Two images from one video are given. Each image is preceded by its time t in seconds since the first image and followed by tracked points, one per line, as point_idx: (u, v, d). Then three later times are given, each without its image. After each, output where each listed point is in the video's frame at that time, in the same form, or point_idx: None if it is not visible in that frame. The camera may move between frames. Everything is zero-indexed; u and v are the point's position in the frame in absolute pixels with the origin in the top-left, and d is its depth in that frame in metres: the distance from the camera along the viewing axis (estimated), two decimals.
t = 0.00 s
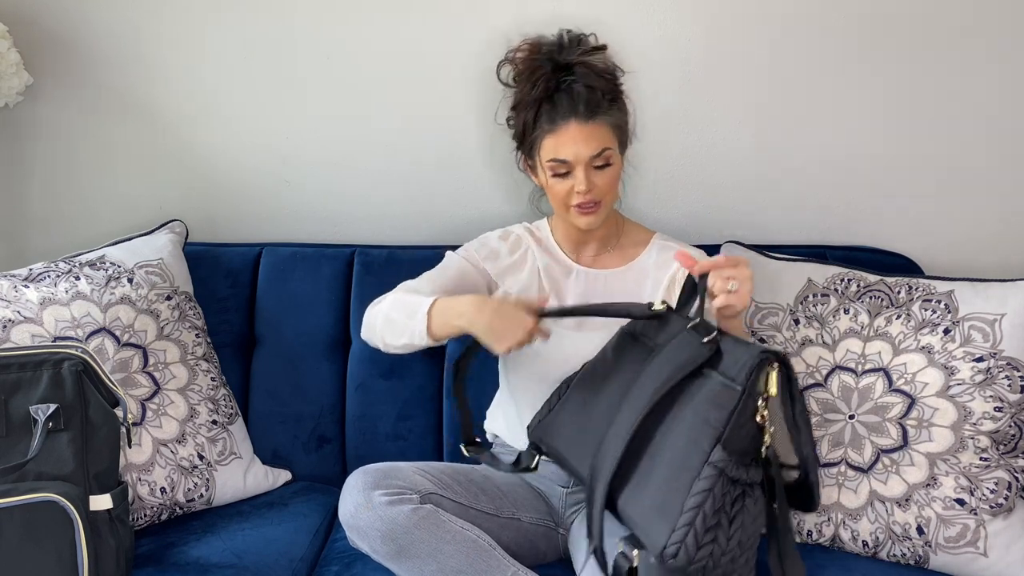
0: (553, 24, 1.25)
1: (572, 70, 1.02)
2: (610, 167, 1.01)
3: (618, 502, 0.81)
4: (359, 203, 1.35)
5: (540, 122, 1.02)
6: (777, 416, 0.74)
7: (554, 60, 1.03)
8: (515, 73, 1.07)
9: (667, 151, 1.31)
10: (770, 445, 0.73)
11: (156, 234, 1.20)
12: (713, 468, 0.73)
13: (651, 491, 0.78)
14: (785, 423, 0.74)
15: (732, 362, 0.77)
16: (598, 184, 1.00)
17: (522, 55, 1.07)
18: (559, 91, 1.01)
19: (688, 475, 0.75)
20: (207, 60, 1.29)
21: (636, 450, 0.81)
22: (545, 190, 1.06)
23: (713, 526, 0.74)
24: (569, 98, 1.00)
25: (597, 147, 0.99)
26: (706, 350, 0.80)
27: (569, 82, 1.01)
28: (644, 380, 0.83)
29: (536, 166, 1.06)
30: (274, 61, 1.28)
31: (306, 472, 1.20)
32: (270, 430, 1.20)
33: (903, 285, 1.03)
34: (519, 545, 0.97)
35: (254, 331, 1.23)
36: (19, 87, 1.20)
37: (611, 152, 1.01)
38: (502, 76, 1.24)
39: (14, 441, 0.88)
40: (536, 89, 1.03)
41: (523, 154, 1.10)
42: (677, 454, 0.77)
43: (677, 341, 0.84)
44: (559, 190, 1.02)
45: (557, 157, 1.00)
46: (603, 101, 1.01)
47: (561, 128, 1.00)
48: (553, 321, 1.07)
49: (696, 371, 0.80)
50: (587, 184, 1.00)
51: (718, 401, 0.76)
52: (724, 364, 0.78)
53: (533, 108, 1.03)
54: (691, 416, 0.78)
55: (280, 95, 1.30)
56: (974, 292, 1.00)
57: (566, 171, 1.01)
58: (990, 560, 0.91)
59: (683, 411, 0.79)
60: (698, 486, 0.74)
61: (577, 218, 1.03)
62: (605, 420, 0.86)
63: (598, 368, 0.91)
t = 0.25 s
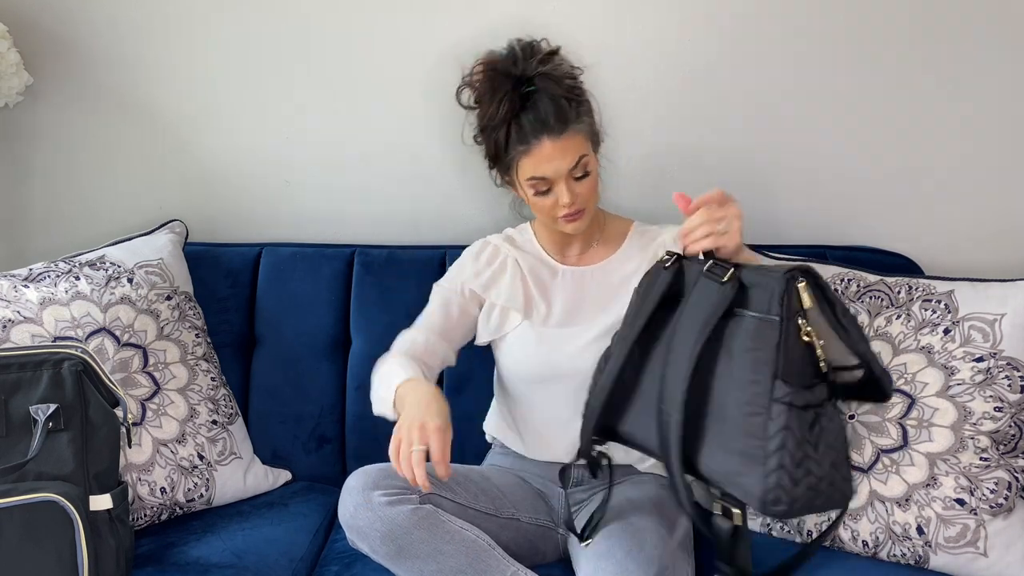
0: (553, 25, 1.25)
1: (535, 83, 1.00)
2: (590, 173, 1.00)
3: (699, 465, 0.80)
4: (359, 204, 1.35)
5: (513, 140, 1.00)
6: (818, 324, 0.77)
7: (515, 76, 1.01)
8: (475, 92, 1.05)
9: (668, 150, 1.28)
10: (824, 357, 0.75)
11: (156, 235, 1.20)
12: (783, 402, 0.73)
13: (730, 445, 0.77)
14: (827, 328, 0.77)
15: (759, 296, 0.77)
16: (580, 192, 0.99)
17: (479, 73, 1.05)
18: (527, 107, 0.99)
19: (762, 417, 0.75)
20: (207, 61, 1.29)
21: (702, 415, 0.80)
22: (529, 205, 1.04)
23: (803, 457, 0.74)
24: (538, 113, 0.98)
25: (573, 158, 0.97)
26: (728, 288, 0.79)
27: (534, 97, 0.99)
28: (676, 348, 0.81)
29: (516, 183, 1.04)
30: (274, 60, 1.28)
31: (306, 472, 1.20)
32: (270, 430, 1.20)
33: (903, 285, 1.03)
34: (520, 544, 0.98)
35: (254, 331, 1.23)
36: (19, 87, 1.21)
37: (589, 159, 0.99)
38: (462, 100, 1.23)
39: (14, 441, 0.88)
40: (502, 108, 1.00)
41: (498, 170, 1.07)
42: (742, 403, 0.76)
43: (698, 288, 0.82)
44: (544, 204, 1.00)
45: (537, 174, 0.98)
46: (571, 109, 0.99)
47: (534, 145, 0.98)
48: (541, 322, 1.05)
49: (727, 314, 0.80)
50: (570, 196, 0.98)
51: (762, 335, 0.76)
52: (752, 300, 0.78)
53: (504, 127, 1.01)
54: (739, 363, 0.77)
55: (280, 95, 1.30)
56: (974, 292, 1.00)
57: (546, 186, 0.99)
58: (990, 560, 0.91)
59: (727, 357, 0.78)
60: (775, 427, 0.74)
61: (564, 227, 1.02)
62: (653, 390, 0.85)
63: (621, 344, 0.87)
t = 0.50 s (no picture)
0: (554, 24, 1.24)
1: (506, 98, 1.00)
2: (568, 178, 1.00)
3: (760, 446, 0.73)
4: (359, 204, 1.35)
5: (491, 158, 1.00)
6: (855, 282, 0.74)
7: (485, 92, 1.01)
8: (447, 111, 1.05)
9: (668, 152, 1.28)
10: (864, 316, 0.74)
11: (156, 235, 1.20)
12: (853, 364, 0.68)
13: (794, 417, 0.71)
14: (865, 287, 0.74)
15: (802, 261, 0.73)
16: (562, 199, 0.99)
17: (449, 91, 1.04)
18: (501, 124, 0.99)
19: (828, 383, 0.69)
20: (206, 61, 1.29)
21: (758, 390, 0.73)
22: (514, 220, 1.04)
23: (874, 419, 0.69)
24: (512, 127, 0.98)
25: (551, 168, 0.97)
26: (764, 255, 0.74)
27: (506, 111, 0.99)
28: (718, 328, 0.74)
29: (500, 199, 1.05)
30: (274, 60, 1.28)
31: (306, 472, 1.20)
32: (270, 430, 1.20)
33: (903, 285, 1.05)
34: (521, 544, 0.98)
35: (254, 331, 1.23)
36: (19, 87, 1.20)
37: (566, 164, 0.99)
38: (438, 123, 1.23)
39: (14, 441, 0.88)
40: (476, 126, 1.00)
41: (478, 188, 1.07)
42: (806, 369, 0.70)
43: (731, 260, 0.76)
44: (529, 216, 1.00)
45: (518, 188, 0.98)
46: (543, 117, 0.99)
47: (512, 161, 0.98)
48: (525, 327, 1.05)
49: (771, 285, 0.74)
50: (553, 205, 0.98)
51: (815, 298, 0.71)
52: (795, 265, 0.73)
53: (482, 146, 1.01)
54: (795, 334, 0.71)
55: (280, 95, 1.30)
56: (974, 292, 1.01)
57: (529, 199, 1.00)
58: (990, 560, 0.90)
59: (777, 328, 0.73)
60: (848, 390, 0.68)
61: (552, 234, 1.02)
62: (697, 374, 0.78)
63: (647, 326, 0.81)
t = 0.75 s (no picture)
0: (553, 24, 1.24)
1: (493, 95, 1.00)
2: (555, 176, 1.00)
3: (816, 406, 0.69)
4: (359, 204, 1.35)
5: (478, 154, 1.01)
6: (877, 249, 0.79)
7: (473, 90, 1.02)
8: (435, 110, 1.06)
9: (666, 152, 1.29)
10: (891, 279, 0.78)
11: (156, 235, 1.20)
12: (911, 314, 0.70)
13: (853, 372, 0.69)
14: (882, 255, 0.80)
15: (841, 218, 0.75)
16: (549, 196, 0.99)
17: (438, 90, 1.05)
18: (488, 120, 1.00)
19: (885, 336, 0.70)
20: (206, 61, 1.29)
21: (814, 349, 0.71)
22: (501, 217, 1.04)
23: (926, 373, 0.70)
24: (499, 124, 0.98)
25: (537, 164, 0.97)
26: (805, 214, 0.75)
27: (493, 108, 1.00)
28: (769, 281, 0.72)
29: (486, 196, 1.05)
30: (274, 60, 1.28)
31: (306, 472, 1.20)
32: (271, 430, 1.20)
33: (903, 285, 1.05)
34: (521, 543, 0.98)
35: (254, 331, 1.23)
36: (19, 87, 1.20)
37: (553, 161, 0.99)
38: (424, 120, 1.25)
39: (14, 441, 0.88)
40: (463, 123, 1.01)
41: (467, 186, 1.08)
42: (864, 326, 0.70)
43: (772, 220, 0.75)
44: (515, 212, 1.00)
45: (504, 184, 0.98)
46: (530, 114, 0.99)
47: (498, 157, 0.98)
48: (517, 322, 1.05)
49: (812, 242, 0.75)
50: (539, 201, 0.98)
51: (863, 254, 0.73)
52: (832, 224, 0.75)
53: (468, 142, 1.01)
54: (849, 287, 0.72)
55: (279, 95, 1.30)
56: (974, 292, 1.01)
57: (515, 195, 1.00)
58: (990, 560, 0.90)
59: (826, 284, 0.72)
60: (910, 343, 0.69)
61: (538, 232, 1.02)
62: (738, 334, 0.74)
63: (671, 288, 0.76)
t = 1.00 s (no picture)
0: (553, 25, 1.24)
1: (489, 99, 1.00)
2: (552, 178, 1.00)
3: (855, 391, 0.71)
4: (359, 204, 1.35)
5: (474, 156, 1.01)
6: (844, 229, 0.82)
7: (469, 93, 1.02)
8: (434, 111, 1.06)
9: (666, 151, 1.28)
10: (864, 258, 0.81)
11: (156, 235, 1.20)
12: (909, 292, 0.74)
13: (879, 355, 0.72)
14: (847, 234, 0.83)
15: (831, 205, 0.76)
16: (544, 199, 0.99)
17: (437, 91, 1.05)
18: (483, 123, 1.00)
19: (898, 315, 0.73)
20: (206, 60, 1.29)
21: (847, 344, 0.72)
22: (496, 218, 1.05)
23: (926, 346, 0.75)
24: (495, 126, 0.98)
25: (533, 167, 0.97)
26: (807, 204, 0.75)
27: (489, 111, 0.99)
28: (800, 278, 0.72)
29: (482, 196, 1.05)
30: (274, 60, 1.28)
31: (306, 472, 1.20)
32: (271, 430, 1.20)
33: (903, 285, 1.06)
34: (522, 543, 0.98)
35: (254, 331, 1.23)
36: (19, 87, 1.21)
37: (549, 164, 0.99)
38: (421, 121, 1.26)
39: (14, 441, 0.88)
40: (459, 125, 1.01)
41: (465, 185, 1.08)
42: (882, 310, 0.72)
43: (782, 215, 0.74)
44: (511, 213, 1.01)
45: (499, 186, 0.98)
46: (527, 117, 0.99)
47: (494, 158, 0.99)
48: (521, 320, 1.05)
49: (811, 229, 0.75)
50: (535, 204, 0.98)
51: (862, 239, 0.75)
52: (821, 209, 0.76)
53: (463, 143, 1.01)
54: (861, 272, 0.73)
55: (279, 94, 1.30)
56: (974, 292, 1.01)
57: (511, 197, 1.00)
58: (990, 560, 0.90)
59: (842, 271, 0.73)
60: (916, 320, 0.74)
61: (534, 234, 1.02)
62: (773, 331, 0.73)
63: (698, 294, 0.72)
